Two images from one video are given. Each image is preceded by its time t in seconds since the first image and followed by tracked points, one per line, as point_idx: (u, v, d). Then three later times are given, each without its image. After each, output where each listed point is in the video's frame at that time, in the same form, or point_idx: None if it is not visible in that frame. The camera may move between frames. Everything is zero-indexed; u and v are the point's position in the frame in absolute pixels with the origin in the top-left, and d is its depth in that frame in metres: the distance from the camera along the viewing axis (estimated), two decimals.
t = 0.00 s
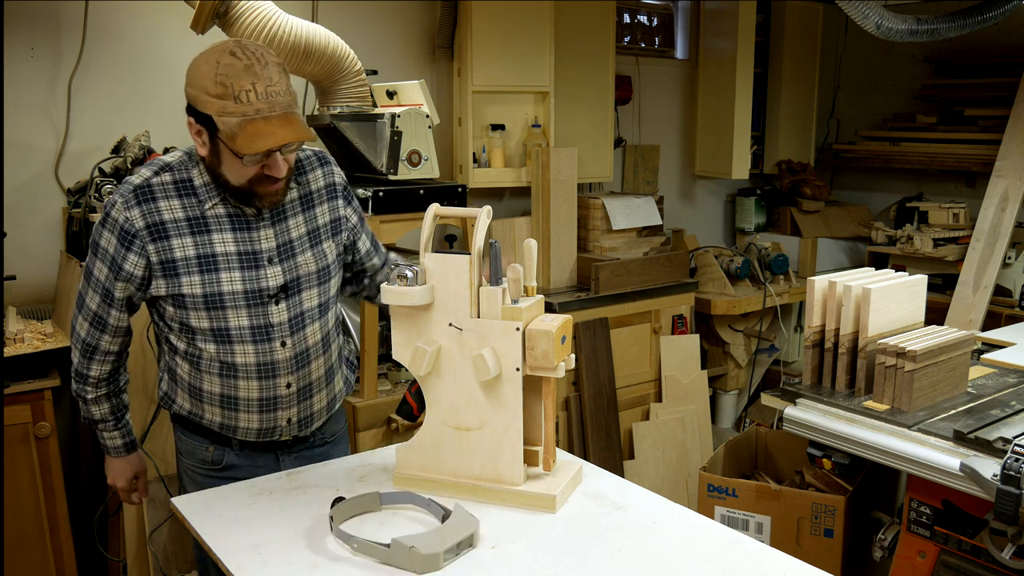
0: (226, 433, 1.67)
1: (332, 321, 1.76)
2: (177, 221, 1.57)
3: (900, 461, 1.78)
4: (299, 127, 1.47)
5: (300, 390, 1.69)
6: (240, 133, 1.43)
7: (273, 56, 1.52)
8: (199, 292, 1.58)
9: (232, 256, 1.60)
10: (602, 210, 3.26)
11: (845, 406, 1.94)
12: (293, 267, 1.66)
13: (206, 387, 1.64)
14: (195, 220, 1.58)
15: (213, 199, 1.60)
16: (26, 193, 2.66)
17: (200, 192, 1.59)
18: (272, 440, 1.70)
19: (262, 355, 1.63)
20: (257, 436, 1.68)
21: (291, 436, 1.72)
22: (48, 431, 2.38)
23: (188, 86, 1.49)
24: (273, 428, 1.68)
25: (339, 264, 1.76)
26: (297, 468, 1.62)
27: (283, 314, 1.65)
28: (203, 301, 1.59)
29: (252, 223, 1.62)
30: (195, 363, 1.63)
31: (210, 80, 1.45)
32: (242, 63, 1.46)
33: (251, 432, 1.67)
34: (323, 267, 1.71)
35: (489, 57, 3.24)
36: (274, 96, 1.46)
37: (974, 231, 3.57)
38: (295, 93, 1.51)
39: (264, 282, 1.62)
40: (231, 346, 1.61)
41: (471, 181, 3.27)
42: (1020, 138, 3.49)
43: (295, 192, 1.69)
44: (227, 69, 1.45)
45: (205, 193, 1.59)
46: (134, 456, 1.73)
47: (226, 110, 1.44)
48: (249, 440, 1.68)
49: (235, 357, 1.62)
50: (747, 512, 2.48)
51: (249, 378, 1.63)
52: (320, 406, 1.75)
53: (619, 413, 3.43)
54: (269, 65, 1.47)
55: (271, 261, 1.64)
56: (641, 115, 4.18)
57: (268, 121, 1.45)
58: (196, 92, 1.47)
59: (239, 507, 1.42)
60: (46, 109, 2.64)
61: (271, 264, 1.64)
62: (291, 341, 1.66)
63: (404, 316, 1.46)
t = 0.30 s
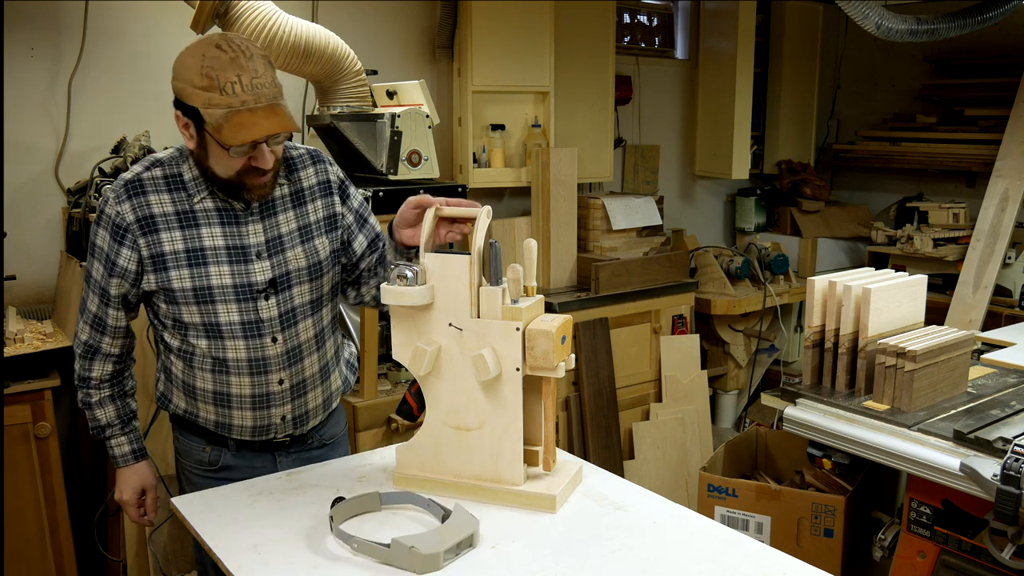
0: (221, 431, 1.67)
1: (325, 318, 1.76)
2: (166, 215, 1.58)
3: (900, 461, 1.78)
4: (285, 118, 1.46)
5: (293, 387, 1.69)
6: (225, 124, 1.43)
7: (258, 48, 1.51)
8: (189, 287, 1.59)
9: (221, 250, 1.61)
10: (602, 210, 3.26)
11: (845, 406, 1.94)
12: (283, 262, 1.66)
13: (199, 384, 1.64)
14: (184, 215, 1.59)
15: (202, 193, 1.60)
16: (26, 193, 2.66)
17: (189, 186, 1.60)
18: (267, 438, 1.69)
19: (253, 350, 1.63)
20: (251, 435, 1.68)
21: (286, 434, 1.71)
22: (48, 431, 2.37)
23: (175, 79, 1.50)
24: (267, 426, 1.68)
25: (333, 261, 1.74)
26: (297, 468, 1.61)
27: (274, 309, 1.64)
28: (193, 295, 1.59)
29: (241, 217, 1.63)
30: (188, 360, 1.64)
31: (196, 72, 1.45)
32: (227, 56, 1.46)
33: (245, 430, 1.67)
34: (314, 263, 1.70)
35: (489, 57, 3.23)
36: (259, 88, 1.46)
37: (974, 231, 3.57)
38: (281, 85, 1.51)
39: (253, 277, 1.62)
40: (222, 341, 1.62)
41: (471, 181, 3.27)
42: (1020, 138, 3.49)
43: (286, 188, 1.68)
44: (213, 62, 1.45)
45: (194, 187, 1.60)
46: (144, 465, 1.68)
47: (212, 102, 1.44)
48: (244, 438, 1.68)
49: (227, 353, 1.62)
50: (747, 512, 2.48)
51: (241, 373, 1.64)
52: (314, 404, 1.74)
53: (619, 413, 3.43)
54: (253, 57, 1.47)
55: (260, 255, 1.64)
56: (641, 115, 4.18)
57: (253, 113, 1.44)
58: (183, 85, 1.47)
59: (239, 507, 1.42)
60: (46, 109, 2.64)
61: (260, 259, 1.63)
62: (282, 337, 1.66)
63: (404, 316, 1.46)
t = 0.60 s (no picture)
0: (220, 432, 1.68)
1: (322, 317, 1.75)
2: (159, 216, 1.59)
3: (900, 461, 1.78)
4: (268, 113, 1.48)
5: (290, 386, 1.69)
6: (208, 122, 1.45)
7: (241, 45, 1.52)
8: (184, 287, 1.59)
9: (214, 249, 1.61)
10: (602, 210, 3.26)
11: (846, 406, 1.94)
12: (277, 261, 1.66)
13: (196, 384, 1.65)
14: (177, 215, 1.59)
15: (194, 193, 1.61)
16: (25, 193, 2.66)
17: (181, 187, 1.61)
18: (265, 438, 1.69)
19: (249, 350, 1.63)
20: (250, 435, 1.68)
21: (284, 434, 1.71)
22: (48, 431, 2.37)
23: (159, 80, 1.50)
24: (265, 425, 1.68)
25: (329, 259, 1.73)
26: (297, 468, 1.61)
27: (269, 308, 1.64)
28: (187, 295, 1.60)
29: (234, 216, 1.63)
30: (185, 360, 1.64)
31: (177, 71, 1.46)
32: (208, 53, 1.47)
33: (243, 430, 1.67)
34: (309, 261, 1.69)
35: (489, 57, 3.24)
36: (241, 84, 1.47)
37: (974, 231, 3.57)
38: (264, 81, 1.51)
39: (247, 276, 1.62)
40: (217, 341, 1.62)
41: (471, 181, 3.27)
42: (1020, 138, 3.49)
43: (279, 186, 1.68)
44: (194, 59, 1.46)
45: (186, 188, 1.61)
46: (140, 468, 1.69)
47: (195, 100, 1.45)
48: (243, 438, 1.68)
49: (222, 353, 1.63)
50: (747, 512, 2.48)
51: (237, 373, 1.64)
52: (313, 403, 1.74)
53: (619, 413, 3.43)
54: (234, 53, 1.48)
55: (254, 254, 1.64)
56: (641, 115, 4.18)
57: (235, 109, 1.46)
58: (166, 85, 1.48)
59: (239, 507, 1.42)
60: (46, 109, 2.64)
61: (254, 258, 1.63)
62: (278, 336, 1.66)
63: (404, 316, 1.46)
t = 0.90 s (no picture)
0: (220, 432, 1.68)
1: (321, 315, 1.75)
2: (156, 216, 1.59)
3: (900, 461, 1.78)
4: (260, 104, 1.50)
5: (290, 385, 1.69)
6: (201, 114, 1.47)
7: (231, 41, 1.55)
8: (182, 288, 1.59)
9: (212, 249, 1.61)
10: (602, 210, 3.26)
11: (845, 406, 1.94)
12: (276, 260, 1.66)
13: (196, 384, 1.65)
14: (174, 215, 1.59)
15: (191, 193, 1.61)
16: (25, 193, 2.66)
17: (179, 187, 1.61)
18: (266, 437, 1.69)
19: (249, 349, 1.63)
20: (251, 434, 1.68)
21: (285, 433, 1.71)
22: (48, 431, 2.37)
23: (151, 77, 1.52)
24: (266, 424, 1.68)
25: (327, 257, 1.73)
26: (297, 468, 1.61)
27: (268, 307, 1.64)
28: (186, 295, 1.60)
29: (232, 216, 1.63)
30: (184, 360, 1.64)
31: (169, 66, 1.48)
32: (199, 47, 1.50)
33: (244, 429, 1.67)
34: (308, 260, 1.69)
35: (489, 57, 3.24)
36: (232, 76, 1.50)
37: (974, 231, 3.57)
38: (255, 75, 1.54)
39: (246, 276, 1.62)
40: (217, 340, 1.62)
41: (471, 181, 3.27)
42: (1020, 138, 3.49)
43: (276, 186, 1.69)
44: (185, 53, 1.49)
45: (183, 188, 1.61)
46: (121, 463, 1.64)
47: (188, 93, 1.48)
48: (243, 438, 1.68)
49: (222, 352, 1.62)
50: (747, 512, 2.48)
51: (237, 372, 1.64)
52: (313, 402, 1.74)
53: (619, 413, 3.43)
54: (225, 47, 1.51)
55: (252, 254, 1.64)
56: (641, 115, 4.18)
57: (228, 99, 1.48)
58: (159, 81, 1.50)
59: (239, 507, 1.42)
60: (46, 109, 2.64)
61: (252, 257, 1.63)
62: (278, 335, 1.65)
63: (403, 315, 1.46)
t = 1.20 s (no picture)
0: (218, 432, 1.67)
1: (318, 314, 1.76)
2: (154, 214, 1.59)
3: (900, 461, 1.78)
4: (262, 102, 1.51)
5: (288, 383, 1.69)
6: (203, 111, 1.48)
7: (233, 39, 1.56)
8: (180, 286, 1.59)
9: (210, 247, 1.61)
10: (602, 210, 3.26)
11: (846, 406, 1.94)
12: (273, 258, 1.66)
13: (193, 383, 1.64)
14: (172, 214, 1.60)
15: (190, 192, 1.61)
16: (25, 193, 2.65)
17: (177, 186, 1.61)
18: (264, 436, 1.69)
19: (246, 347, 1.63)
20: (248, 433, 1.68)
21: (283, 432, 1.72)
22: (48, 430, 2.37)
23: (153, 74, 1.53)
24: (264, 423, 1.68)
25: (323, 256, 1.75)
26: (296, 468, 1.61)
27: (266, 305, 1.64)
28: (184, 293, 1.59)
29: (229, 214, 1.64)
30: (181, 360, 1.63)
31: (171, 63, 1.49)
32: (202, 45, 1.50)
33: (242, 428, 1.67)
34: (305, 258, 1.70)
35: (489, 57, 3.24)
36: (234, 74, 1.50)
37: (974, 231, 3.57)
38: (256, 73, 1.55)
39: (244, 273, 1.62)
40: (214, 338, 1.62)
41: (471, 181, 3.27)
42: (1020, 138, 3.49)
43: (273, 185, 1.70)
44: (187, 51, 1.49)
45: (182, 186, 1.61)
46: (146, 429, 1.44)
47: (189, 91, 1.48)
48: (241, 437, 1.68)
49: (219, 350, 1.62)
50: (747, 512, 2.48)
51: (235, 370, 1.64)
52: (311, 401, 1.75)
53: (619, 413, 3.43)
54: (227, 45, 1.52)
55: (250, 252, 1.64)
56: (641, 115, 4.18)
57: (230, 97, 1.49)
58: (160, 78, 1.51)
59: (239, 507, 1.42)
60: (46, 109, 2.64)
61: (250, 255, 1.64)
62: (275, 332, 1.66)
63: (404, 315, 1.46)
